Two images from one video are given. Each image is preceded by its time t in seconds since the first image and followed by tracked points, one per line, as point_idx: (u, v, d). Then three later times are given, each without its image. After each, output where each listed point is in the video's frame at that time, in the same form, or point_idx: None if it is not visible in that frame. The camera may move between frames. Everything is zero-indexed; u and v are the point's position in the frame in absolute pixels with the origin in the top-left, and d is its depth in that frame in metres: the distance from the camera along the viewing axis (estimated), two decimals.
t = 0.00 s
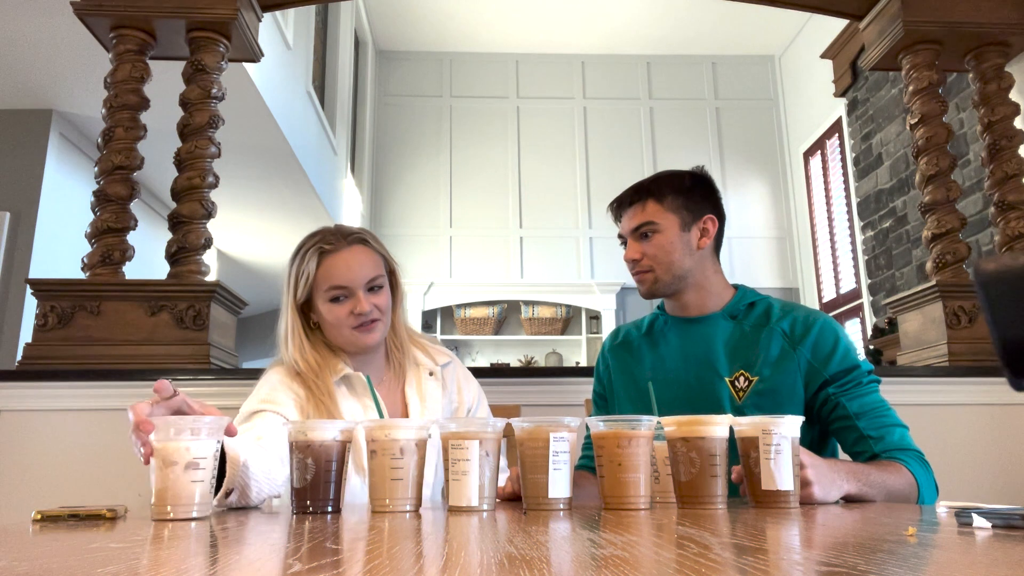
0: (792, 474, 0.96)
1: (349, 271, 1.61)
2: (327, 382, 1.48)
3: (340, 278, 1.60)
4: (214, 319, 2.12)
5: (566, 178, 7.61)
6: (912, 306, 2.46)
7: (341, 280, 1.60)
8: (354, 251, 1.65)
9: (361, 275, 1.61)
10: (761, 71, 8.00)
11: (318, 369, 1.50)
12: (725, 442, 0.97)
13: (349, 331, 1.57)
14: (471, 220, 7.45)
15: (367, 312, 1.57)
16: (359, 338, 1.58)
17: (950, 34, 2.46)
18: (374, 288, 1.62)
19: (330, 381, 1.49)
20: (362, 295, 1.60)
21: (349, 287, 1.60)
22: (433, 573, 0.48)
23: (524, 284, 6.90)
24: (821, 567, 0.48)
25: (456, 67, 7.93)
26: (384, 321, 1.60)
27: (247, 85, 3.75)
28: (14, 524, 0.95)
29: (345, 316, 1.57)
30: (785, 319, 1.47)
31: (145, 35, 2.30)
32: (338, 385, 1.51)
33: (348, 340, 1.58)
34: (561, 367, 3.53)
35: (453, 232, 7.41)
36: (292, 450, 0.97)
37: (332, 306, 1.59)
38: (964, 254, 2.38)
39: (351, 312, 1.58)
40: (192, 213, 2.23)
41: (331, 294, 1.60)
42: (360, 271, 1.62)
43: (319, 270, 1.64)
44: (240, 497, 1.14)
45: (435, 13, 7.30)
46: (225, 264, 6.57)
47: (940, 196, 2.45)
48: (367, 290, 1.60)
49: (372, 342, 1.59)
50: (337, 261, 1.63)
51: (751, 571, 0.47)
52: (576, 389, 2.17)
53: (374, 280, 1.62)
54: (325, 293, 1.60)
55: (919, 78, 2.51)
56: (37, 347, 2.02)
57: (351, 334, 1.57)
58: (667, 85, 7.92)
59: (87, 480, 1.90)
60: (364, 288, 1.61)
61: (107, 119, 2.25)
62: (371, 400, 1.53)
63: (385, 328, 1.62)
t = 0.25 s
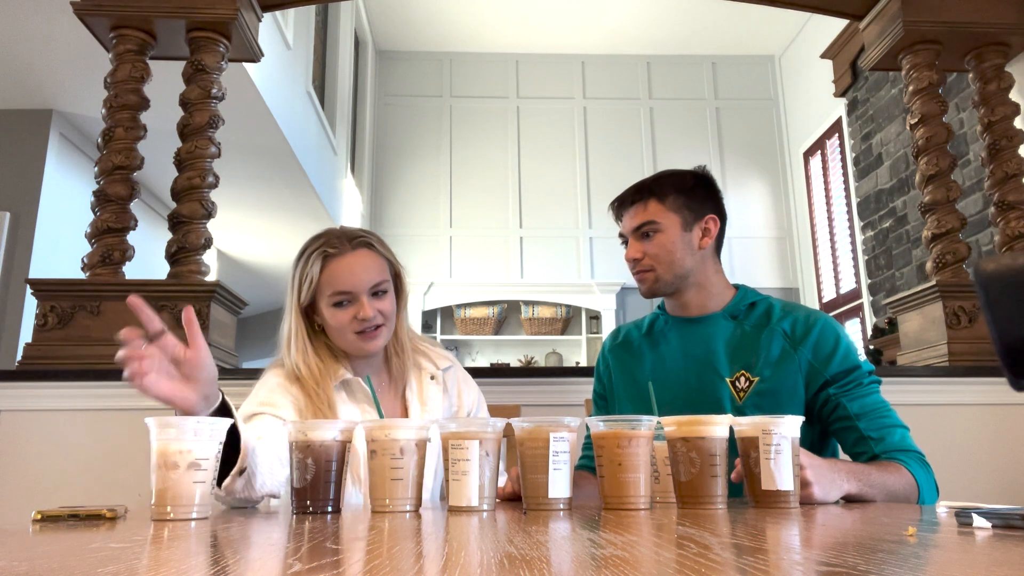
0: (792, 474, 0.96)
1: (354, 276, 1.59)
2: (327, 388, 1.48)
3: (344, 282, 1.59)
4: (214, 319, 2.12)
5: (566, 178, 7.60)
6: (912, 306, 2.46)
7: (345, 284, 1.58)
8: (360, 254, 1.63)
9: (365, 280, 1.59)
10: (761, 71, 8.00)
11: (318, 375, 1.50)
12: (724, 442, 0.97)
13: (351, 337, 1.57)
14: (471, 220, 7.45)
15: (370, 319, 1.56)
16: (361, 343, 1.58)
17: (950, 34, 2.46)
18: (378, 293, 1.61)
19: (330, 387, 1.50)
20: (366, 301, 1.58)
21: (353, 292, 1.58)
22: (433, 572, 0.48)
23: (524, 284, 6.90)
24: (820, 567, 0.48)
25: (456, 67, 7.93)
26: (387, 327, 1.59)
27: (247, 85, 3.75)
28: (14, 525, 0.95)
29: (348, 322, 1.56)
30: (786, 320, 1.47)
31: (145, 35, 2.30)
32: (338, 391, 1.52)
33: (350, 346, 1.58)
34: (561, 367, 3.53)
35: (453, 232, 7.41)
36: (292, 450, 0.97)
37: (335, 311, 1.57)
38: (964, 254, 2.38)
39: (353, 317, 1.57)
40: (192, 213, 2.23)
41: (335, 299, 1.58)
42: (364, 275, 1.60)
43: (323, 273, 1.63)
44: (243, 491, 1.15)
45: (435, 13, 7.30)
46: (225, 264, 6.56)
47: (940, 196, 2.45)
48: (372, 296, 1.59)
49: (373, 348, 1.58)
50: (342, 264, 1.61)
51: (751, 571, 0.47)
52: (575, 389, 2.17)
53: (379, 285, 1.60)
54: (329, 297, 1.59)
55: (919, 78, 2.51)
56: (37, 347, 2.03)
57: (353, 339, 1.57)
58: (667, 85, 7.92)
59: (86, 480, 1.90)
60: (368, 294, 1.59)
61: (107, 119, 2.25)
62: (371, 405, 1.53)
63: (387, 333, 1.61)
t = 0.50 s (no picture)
0: (792, 474, 0.96)
1: (355, 278, 1.58)
2: (328, 389, 1.48)
3: (345, 285, 1.58)
4: (214, 319, 2.12)
5: (566, 178, 7.61)
6: (912, 306, 2.46)
7: (347, 287, 1.58)
8: (361, 256, 1.62)
9: (367, 282, 1.59)
10: (760, 71, 8.00)
11: (319, 376, 1.50)
12: (725, 442, 0.97)
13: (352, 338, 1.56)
14: (471, 220, 7.45)
15: (371, 321, 1.56)
16: (362, 345, 1.58)
17: (950, 34, 2.47)
18: (379, 296, 1.60)
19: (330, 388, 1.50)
20: (367, 303, 1.58)
21: (355, 295, 1.58)
22: (433, 572, 0.48)
23: (525, 284, 6.90)
24: (821, 567, 0.48)
25: (456, 67, 7.93)
26: (387, 329, 1.59)
27: (247, 85, 3.75)
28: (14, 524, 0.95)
29: (349, 324, 1.56)
30: (787, 320, 1.47)
31: (145, 35, 2.30)
32: (337, 391, 1.52)
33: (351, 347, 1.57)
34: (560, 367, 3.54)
35: (453, 232, 7.41)
36: (292, 451, 0.97)
37: (336, 313, 1.57)
38: (964, 254, 2.38)
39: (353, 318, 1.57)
40: (192, 213, 2.23)
41: (336, 301, 1.58)
42: (366, 278, 1.59)
43: (323, 275, 1.62)
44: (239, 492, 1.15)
45: (435, 12, 7.29)
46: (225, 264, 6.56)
47: (941, 196, 2.45)
48: (373, 298, 1.58)
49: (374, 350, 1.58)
50: (343, 266, 1.60)
51: (751, 571, 0.47)
52: (575, 389, 2.17)
53: (380, 288, 1.60)
54: (331, 299, 1.58)
55: (919, 78, 2.51)
56: (37, 347, 2.03)
57: (354, 341, 1.57)
58: (667, 85, 7.92)
59: (86, 480, 1.90)
60: (370, 296, 1.59)
61: (107, 119, 2.25)
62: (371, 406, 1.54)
63: (388, 335, 1.61)
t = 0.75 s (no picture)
0: (792, 474, 0.96)
1: (354, 273, 1.60)
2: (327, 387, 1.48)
3: (344, 280, 1.59)
4: (213, 319, 2.12)
5: (566, 178, 7.61)
6: (912, 307, 2.46)
7: (346, 281, 1.59)
8: (360, 253, 1.64)
9: (366, 277, 1.60)
10: (761, 71, 8.00)
11: (319, 375, 1.50)
12: (724, 442, 0.97)
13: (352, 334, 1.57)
14: (471, 220, 7.45)
15: (370, 315, 1.56)
16: (362, 340, 1.58)
17: (950, 34, 2.47)
18: (379, 291, 1.61)
19: (331, 386, 1.49)
20: (366, 297, 1.59)
21: (354, 289, 1.58)
22: (433, 573, 0.48)
23: (525, 284, 6.90)
24: (821, 567, 0.48)
25: (457, 67, 7.93)
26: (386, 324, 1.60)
27: (247, 85, 3.75)
28: (14, 525, 0.95)
29: (349, 319, 1.56)
30: (787, 321, 1.47)
31: (145, 35, 2.30)
32: (338, 390, 1.51)
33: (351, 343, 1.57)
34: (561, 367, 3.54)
35: (453, 232, 7.41)
36: (292, 451, 0.97)
37: (337, 308, 1.58)
38: (964, 254, 2.38)
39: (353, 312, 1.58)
40: (192, 213, 2.23)
41: (336, 296, 1.58)
42: (365, 273, 1.60)
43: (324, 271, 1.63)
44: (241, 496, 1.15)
45: (435, 12, 7.29)
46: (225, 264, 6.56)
47: (941, 196, 2.45)
48: (373, 292, 1.59)
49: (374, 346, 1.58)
50: (343, 262, 1.62)
51: (751, 571, 0.47)
52: (575, 389, 2.17)
53: (380, 283, 1.61)
54: (330, 293, 1.59)
55: (919, 78, 2.51)
56: (37, 347, 2.02)
57: (354, 337, 1.57)
58: (667, 85, 7.92)
59: (86, 480, 1.90)
60: (369, 290, 1.59)
61: (107, 119, 2.25)
62: (371, 405, 1.53)
63: (388, 331, 1.61)
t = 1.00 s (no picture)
0: (792, 475, 0.96)
1: (355, 255, 1.64)
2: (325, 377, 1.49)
3: (346, 262, 1.64)
4: (214, 319, 2.12)
5: (565, 178, 7.60)
6: (912, 307, 2.46)
7: (348, 263, 1.63)
8: (362, 239, 1.69)
9: (367, 259, 1.64)
10: (761, 71, 8.00)
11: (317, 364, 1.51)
12: (725, 442, 0.97)
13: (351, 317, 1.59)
14: (471, 220, 7.45)
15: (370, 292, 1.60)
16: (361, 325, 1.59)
17: (950, 34, 2.46)
18: (380, 274, 1.64)
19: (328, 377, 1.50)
20: (367, 279, 1.62)
21: (356, 270, 1.63)
22: (433, 573, 0.48)
23: (525, 284, 6.90)
24: (820, 567, 0.48)
25: (457, 67, 7.93)
26: (387, 310, 1.62)
27: (246, 85, 3.75)
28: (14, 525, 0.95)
29: (350, 299, 1.60)
30: (787, 320, 1.47)
31: (145, 36, 2.30)
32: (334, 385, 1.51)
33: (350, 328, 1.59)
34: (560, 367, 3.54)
35: (453, 232, 7.40)
36: (292, 451, 0.97)
37: (338, 289, 1.62)
38: (964, 254, 2.38)
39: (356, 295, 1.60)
40: (192, 213, 2.23)
41: (338, 277, 1.63)
42: (365, 256, 1.65)
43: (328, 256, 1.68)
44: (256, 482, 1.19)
45: (435, 12, 7.29)
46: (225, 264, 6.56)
47: (941, 196, 2.45)
48: (373, 275, 1.63)
49: (373, 332, 1.59)
50: (345, 246, 1.66)
51: (751, 571, 0.47)
52: (575, 389, 2.17)
53: (380, 267, 1.65)
54: (332, 275, 1.63)
55: (919, 78, 2.51)
56: (37, 347, 2.02)
57: (354, 320, 1.59)
58: (667, 85, 7.92)
59: (87, 480, 1.90)
60: (370, 272, 1.63)
61: (107, 119, 2.25)
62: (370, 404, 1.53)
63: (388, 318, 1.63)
